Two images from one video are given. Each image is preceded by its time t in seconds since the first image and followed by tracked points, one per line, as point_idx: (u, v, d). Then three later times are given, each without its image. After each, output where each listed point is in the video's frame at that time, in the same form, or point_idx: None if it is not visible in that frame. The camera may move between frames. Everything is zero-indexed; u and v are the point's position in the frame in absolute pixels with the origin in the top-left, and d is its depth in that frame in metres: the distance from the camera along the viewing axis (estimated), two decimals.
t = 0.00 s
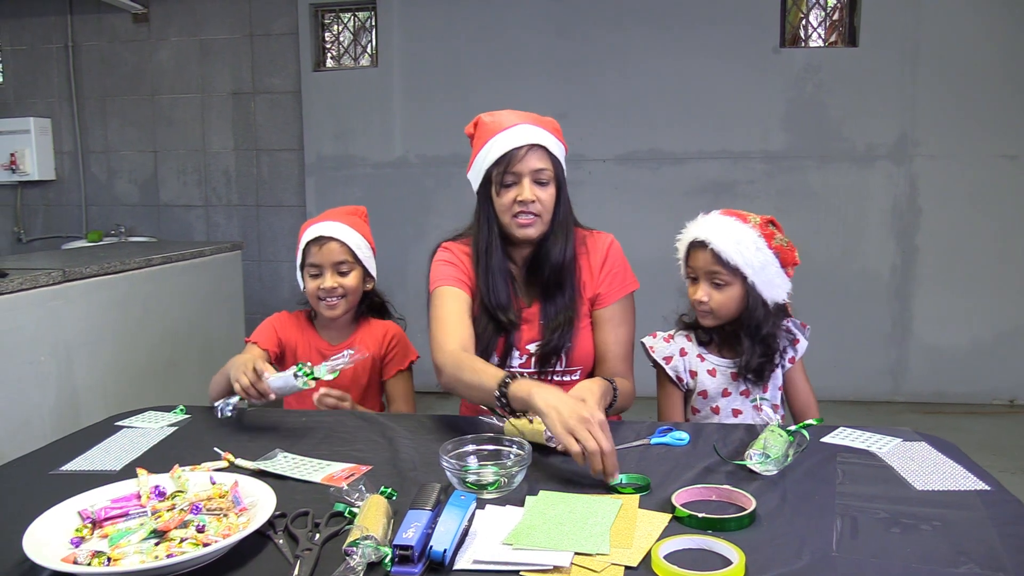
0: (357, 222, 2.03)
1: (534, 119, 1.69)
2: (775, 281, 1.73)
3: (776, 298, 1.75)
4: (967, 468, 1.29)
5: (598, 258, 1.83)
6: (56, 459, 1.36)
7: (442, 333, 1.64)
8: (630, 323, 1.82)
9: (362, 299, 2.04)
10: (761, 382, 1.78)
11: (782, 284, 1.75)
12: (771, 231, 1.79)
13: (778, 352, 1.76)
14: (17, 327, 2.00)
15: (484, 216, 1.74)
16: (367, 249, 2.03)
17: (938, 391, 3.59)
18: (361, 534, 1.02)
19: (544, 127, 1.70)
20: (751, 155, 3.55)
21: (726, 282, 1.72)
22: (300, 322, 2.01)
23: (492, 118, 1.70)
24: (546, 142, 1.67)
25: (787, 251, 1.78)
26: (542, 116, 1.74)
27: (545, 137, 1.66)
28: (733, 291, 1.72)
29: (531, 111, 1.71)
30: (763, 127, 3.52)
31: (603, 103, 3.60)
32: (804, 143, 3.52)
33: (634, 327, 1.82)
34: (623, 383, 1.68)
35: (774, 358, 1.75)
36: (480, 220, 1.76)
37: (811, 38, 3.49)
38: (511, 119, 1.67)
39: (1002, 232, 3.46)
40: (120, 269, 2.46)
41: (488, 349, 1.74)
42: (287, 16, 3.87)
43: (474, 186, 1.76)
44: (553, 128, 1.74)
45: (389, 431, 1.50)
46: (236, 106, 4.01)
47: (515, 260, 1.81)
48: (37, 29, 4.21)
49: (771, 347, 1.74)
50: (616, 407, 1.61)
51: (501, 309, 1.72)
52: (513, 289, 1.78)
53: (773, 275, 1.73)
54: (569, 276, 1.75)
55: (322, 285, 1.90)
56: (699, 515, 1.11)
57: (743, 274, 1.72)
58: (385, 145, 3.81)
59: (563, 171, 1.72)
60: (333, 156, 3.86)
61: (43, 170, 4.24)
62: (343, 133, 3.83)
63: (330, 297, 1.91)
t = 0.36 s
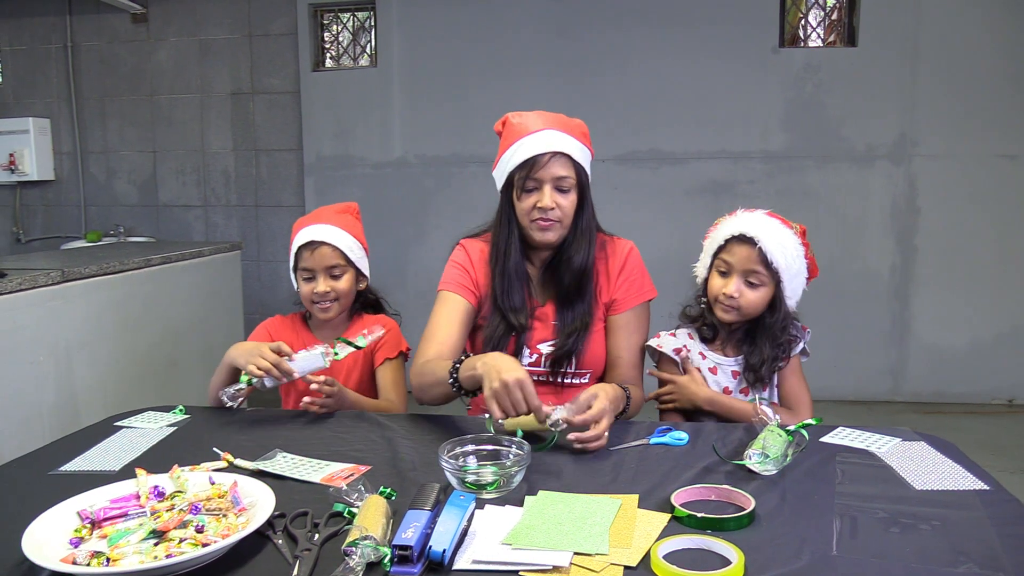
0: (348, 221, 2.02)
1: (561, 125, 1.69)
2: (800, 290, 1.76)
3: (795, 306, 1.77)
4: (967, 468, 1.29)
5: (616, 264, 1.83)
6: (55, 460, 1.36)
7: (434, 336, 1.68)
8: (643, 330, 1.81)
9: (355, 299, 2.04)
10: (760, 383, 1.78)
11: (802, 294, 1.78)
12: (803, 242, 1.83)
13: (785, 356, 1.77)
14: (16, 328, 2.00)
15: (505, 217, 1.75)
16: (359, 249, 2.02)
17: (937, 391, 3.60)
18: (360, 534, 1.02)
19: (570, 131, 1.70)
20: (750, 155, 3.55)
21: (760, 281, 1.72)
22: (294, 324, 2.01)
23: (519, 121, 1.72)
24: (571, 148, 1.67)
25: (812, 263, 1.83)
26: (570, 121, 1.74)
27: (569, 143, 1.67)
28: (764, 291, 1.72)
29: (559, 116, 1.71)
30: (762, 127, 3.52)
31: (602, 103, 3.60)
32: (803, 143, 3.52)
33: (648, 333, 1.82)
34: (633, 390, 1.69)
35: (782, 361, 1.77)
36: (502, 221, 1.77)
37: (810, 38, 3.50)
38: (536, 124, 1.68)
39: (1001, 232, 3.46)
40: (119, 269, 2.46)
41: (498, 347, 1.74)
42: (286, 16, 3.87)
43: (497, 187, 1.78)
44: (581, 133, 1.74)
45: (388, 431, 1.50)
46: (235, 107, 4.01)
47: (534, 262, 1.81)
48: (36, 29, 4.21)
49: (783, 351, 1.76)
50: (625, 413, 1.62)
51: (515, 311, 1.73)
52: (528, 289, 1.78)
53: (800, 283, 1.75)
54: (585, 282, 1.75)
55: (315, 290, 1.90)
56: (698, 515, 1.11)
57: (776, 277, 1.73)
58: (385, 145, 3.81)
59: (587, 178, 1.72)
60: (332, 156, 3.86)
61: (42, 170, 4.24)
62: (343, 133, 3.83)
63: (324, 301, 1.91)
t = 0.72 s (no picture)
0: (341, 220, 2.02)
1: (561, 125, 1.70)
2: (796, 283, 1.75)
3: (790, 301, 1.77)
4: (963, 467, 1.29)
5: (613, 262, 1.82)
6: (51, 460, 1.36)
7: (426, 336, 1.69)
8: (641, 329, 1.79)
9: (349, 297, 2.04)
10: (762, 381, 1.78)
11: (798, 289, 1.77)
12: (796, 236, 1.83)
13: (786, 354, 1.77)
14: (12, 328, 2.00)
15: (504, 216, 1.77)
16: (351, 248, 2.01)
17: (934, 390, 3.60)
18: (357, 534, 1.02)
19: (569, 132, 1.71)
20: (747, 155, 3.56)
21: (749, 273, 1.73)
22: (290, 325, 2.01)
23: (519, 120, 1.72)
24: (570, 149, 1.68)
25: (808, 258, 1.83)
26: (569, 121, 1.75)
27: (568, 144, 1.68)
28: (755, 283, 1.73)
29: (559, 116, 1.72)
30: (759, 127, 3.53)
31: (599, 103, 3.61)
32: (800, 143, 3.52)
33: (646, 331, 1.79)
34: (629, 386, 1.66)
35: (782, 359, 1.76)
36: (500, 219, 1.78)
37: (807, 38, 3.50)
38: (535, 124, 1.69)
39: (997, 232, 3.47)
40: (116, 269, 2.45)
41: (495, 343, 1.74)
42: (282, 16, 3.87)
43: (497, 186, 1.79)
44: (580, 133, 1.74)
45: (386, 431, 1.50)
46: (232, 106, 4.00)
47: (531, 260, 1.82)
48: (31, 28, 4.20)
49: (782, 348, 1.75)
50: (624, 413, 1.60)
51: (512, 307, 1.73)
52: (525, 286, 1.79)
53: (795, 276, 1.75)
54: (583, 279, 1.75)
55: (306, 288, 1.90)
56: (695, 515, 1.11)
57: (767, 269, 1.74)
58: (381, 145, 3.81)
59: (586, 180, 1.74)
60: (329, 156, 3.86)
61: (39, 170, 4.24)
62: (340, 133, 3.83)
63: (316, 299, 1.91)
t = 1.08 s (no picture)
0: (334, 220, 2.02)
1: (546, 127, 1.71)
2: (784, 276, 1.75)
3: (781, 294, 1.76)
4: (959, 466, 1.29)
5: (601, 260, 1.83)
6: (48, 460, 1.36)
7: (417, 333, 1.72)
8: (634, 322, 1.79)
9: (342, 297, 2.04)
10: (755, 380, 1.77)
11: (789, 282, 1.76)
12: (783, 230, 1.83)
13: (779, 348, 1.74)
14: (8, 328, 2.00)
15: (490, 218, 1.77)
16: (344, 249, 2.01)
17: (932, 390, 3.61)
18: (353, 535, 1.02)
19: (554, 133, 1.71)
20: (744, 155, 3.56)
21: (737, 264, 1.72)
22: (282, 325, 2.00)
23: (503, 122, 1.73)
24: (555, 150, 1.69)
25: (796, 250, 1.83)
26: (554, 122, 1.75)
27: (553, 146, 1.69)
28: (742, 274, 1.72)
29: (544, 118, 1.73)
30: (756, 127, 3.53)
31: (596, 103, 3.61)
32: (797, 143, 3.52)
33: (639, 325, 1.79)
34: (624, 379, 1.65)
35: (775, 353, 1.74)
36: (487, 222, 1.79)
37: (803, 38, 3.51)
38: (519, 126, 1.70)
39: (993, 231, 3.47)
40: (112, 270, 2.45)
41: (486, 345, 1.73)
42: (279, 16, 3.86)
43: (483, 188, 1.79)
44: (565, 134, 1.75)
45: (382, 431, 1.50)
46: (228, 106, 4.00)
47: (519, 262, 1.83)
48: (27, 28, 4.19)
49: (774, 341, 1.73)
50: (615, 405, 1.58)
51: (501, 309, 1.73)
52: (514, 287, 1.79)
53: (783, 269, 1.75)
54: (572, 280, 1.75)
55: (299, 289, 1.90)
56: (692, 514, 1.11)
57: (755, 260, 1.73)
58: (378, 145, 3.80)
59: (572, 181, 1.74)
60: (326, 156, 3.86)
61: (35, 170, 4.23)
62: (337, 133, 3.83)
63: (309, 300, 1.91)
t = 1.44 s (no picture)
0: (339, 222, 2.01)
1: (537, 127, 1.71)
2: (784, 276, 1.74)
3: (781, 295, 1.75)
4: (964, 467, 1.29)
5: (596, 258, 1.83)
6: (52, 461, 1.36)
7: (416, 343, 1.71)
8: (635, 320, 1.78)
9: (346, 298, 2.03)
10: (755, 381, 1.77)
11: (789, 283, 1.76)
12: (783, 230, 1.82)
13: (778, 349, 1.74)
14: (13, 328, 2.00)
15: (483, 221, 1.77)
16: (348, 250, 2.01)
17: (935, 390, 3.60)
18: (357, 536, 1.02)
19: (546, 134, 1.71)
20: (748, 155, 3.56)
21: (735, 266, 1.72)
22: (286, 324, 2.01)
23: (494, 123, 1.73)
24: (547, 151, 1.69)
25: (796, 250, 1.83)
26: (545, 122, 1.75)
27: (544, 146, 1.69)
28: (740, 275, 1.72)
29: (535, 118, 1.73)
30: (759, 127, 3.53)
31: (599, 103, 3.61)
32: (800, 143, 3.52)
33: (639, 323, 1.79)
34: (629, 375, 1.64)
35: (775, 354, 1.73)
36: (480, 224, 1.79)
37: (806, 38, 3.50)
38: (511, 126, 1.70)
39: (996, 232, 3.47)
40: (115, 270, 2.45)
41: (483, 347, 1.73)
42: (282, 16, 3.87)
43: (476, 190, 1.80)
44: (556, 133, 1.75)
45: (386, 431, 1.50)
46: (232, 107, 4.00)
47: (515, 262, 1.83)
48: (32, 29, 4.20)
49: (773, 342, 1.72)
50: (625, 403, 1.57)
51: (497, 311, 1.73)
52: (510, 288, 1.79)
53: (783, 269, 1.74)
54: (566, 280, 1.75)
55: (302, 290, 1.91)
56: (696, 515, 1.11)
57: (753, 261, 1.73)
58: (381, 145, 3.80)
59: (564, 181, 1.75)
60: (329, 157, 3.86)
61: (39, 170, 4.23)
62: (340, 133, 3.83)
63: (311, 301, 1.92)
